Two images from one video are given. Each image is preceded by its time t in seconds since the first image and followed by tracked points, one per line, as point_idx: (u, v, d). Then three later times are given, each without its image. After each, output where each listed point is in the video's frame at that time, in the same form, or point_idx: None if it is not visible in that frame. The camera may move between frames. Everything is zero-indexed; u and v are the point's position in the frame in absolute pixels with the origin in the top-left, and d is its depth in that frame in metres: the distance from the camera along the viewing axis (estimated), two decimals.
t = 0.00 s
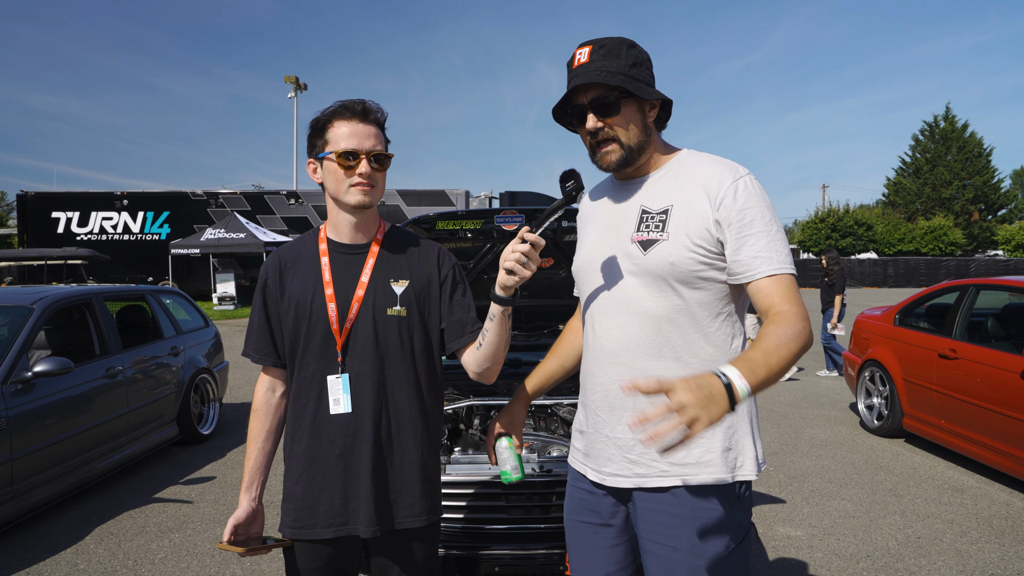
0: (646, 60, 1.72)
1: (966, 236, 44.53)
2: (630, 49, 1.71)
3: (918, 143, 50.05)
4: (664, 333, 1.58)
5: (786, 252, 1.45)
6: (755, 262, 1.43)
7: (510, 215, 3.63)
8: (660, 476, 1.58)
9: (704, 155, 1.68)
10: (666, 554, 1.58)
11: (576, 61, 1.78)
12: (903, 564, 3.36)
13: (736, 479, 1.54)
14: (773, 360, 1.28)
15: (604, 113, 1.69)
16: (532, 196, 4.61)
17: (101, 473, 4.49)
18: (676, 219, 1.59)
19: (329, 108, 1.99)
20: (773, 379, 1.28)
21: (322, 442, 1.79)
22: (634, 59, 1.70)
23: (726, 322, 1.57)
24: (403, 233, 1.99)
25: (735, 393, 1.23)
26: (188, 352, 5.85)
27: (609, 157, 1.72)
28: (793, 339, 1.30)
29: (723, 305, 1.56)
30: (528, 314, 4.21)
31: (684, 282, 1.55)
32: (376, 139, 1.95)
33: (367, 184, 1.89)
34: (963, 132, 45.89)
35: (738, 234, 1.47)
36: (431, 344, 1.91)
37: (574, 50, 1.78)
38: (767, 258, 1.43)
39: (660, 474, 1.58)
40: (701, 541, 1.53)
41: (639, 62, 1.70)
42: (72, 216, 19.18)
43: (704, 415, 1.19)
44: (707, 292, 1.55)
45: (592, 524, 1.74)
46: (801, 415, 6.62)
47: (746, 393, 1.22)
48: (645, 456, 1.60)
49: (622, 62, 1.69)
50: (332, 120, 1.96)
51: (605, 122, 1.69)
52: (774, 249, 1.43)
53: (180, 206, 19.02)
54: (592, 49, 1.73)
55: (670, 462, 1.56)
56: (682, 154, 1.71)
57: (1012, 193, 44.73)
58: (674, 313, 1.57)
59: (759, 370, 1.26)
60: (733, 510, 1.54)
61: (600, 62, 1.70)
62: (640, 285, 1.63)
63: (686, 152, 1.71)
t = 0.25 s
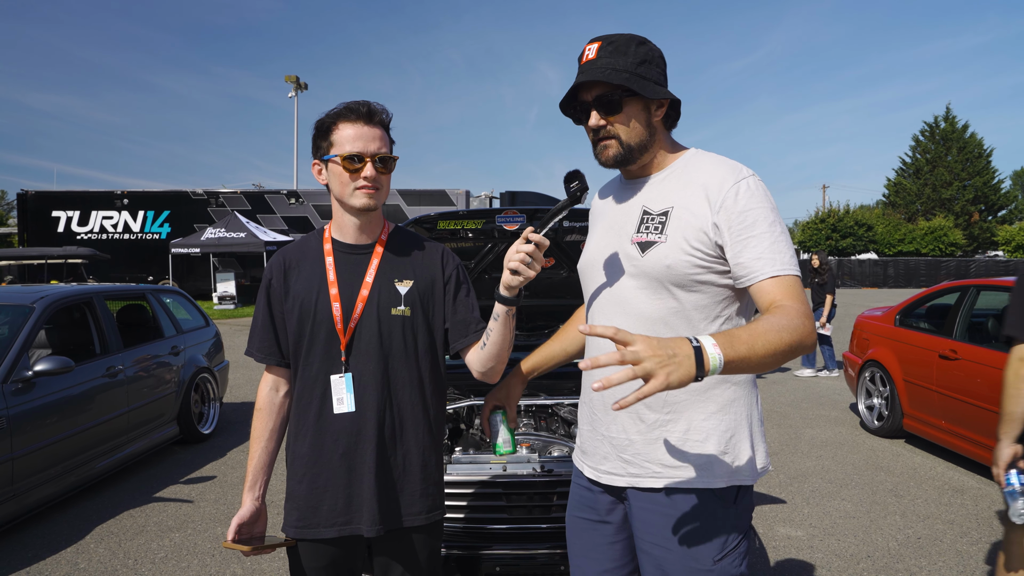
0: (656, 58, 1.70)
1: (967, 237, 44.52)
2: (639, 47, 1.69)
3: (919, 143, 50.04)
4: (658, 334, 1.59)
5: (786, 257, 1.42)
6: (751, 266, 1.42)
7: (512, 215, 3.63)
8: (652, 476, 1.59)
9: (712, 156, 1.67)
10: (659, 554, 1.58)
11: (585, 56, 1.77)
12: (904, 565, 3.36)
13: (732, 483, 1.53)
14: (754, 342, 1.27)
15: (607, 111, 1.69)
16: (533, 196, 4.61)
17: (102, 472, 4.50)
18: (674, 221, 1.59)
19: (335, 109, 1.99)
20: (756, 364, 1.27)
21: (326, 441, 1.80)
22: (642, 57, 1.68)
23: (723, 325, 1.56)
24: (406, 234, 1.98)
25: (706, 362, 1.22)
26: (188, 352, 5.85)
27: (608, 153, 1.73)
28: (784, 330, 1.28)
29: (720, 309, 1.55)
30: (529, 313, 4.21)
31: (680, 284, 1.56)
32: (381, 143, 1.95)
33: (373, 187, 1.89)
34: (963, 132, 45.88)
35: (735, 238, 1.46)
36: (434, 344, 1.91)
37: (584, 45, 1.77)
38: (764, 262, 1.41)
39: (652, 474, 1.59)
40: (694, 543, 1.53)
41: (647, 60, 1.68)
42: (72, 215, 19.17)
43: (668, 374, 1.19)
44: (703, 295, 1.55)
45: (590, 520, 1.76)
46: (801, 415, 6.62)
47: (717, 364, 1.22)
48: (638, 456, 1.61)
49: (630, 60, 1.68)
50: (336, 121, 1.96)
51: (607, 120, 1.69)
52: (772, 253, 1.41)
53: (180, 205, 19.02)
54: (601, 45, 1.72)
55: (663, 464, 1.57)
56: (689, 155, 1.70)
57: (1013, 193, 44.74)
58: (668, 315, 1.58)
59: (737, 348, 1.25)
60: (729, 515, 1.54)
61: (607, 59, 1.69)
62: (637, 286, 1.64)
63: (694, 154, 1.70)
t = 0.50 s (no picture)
0: (666, 59, 1.68)
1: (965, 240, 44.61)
2: (649, 48, 1.67)
3: (917, 146, 50.15)
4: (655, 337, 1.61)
5: (784, 263, 1.40)
6: (746, 272, 1.41)
7: (513, 217, 3.63)
8: (646, 478, 1.59)
9: (718, 158, 1.65)
10: (654, 556, 1.58)
11: (595, 56, 1.76)
12: (904, 568, 3.36)
13: (728, 489, 1.52)
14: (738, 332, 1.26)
15: (613, 114, 1.69)
16: (533, 198, 4.61)
17: (99, 475, 4.48)
18: (673, 225, 1.60)
19: (339, 111, 1.99)
20: (742, 358, 1.25)
21: (330, 444, 1.79)
22: (651, 58, 1.66)
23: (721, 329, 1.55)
24: (410, 235, 1.98)
25: (686, 344, 1.23)
26: (187, 354, 5.83)
27: (614, 156, 1.73)
28: (774, 331, 1.26)
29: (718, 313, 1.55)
30: (529, 315, 4.21)
31: (676, 289, 1.57)
32: (385, 145, 1.95)
33: (377, 190, 1.89)
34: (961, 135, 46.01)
35: (731, 244, 1.45)
36: (438, 346, 1.91)
37: (595, 45, 1.76)
38: (759, 268, 1.39)
39: (646, 476, 1.59)
40: (687, 546, 1.53)
41: (656, 62, 1.66)
42: (70, 216, 19.15)
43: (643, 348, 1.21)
44: (700, 299, 1.55)
45: (590, 520, 1.77)
46: (801, 418, 6.62)
47: (695, 348, 1.23)
48: (631, 458, 1.62)
49: (638, 62, 1.66)
50: (339, 124, 1.96)
51: (613, 123, 1.69)
52: (768, 259, 1.39)
53: (179, 207, 19.00)
54: (610, 46, 1.70)
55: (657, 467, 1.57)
56: (697, 157, 1.69)
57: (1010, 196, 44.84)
58: (665, 319, 1.59)
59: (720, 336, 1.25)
60: (722, 519, 1.53)
61: (616, 61, 1.68)
62: (635, 289, 1.66)
63: (701, 156, 1.69)
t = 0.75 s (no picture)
0: (661, 69, 1.61)
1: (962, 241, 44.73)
2: (644, 57, 1.62)
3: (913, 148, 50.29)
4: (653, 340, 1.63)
5: (777, 278, 1.39)
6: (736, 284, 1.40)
7: (513, 219, 3.64)
8: (640, 479, 1.60)
9: (727, 163, 1.63)
10: (648, 556, 1.60)
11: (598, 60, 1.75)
12: (904, 568, 3.37)
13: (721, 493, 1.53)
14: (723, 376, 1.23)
15: (604, 123, 1.70)
16: (533, 200, 4.62)
17: (99, 477, 4.47)
18: (674, 230, 1.60)
19: (338, 114, 1.99)
20: (730, 400, 1.24)
21: (333, 447, 1.79)
22: (643, 70, 1.62)
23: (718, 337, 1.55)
24: (409, 238, 1.98)
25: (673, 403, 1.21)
26: (186, 356, 5.83)
27: (607, 162, 1.76)
28: (755, 366, 1.24)
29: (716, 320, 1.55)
30: (529, 317, 4.21)
31: (673, 295, 1.58)
32: (387, 146, 1.96)
33: (377, 191, 1.89)
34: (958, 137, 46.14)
35: (726, 255, 1.44)
36: (439, 348, 1.91)
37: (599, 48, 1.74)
38: (752, 281, 1.38)
39: (640, 476, 1.60)
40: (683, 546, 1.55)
41: (648, 74, 1.62)
42: (68, 219, 19.11)
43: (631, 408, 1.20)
44: (697, 306, 1.56)
45: (589, 517, 1.78)
46: (800, 419, 6.63)
47: (683, 406, 1.20)
48: (627, 458, 1.63)
49: (630, 73, 1.63)
50: (342, 125, 1.96)
51: (603, 133, 1.72)
52: (760, 273, 1.38)
53: (177, 209, 18.98)
54: (608, 54, 1.68)
55: (650, 468, 1.58)
56: (707, 162, 1.67)
57: (1007, 198, 44.98)
58: (662, 323, 1.61)
59: (706, 385, 1.22)
60: (717, 522, 1.55)
61: (608, 71, 1.67)
62: (636, 291, 1.68)
63: (711, 161, 1.66)
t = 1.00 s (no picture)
0: (672, 64, 1.61)
1: (954, 236, 44.98)
2: (657, 48, 1.62)
3: (906, 144, 50.49)
4: (645, 339, 1.64)
5: (768, 288, 1.41)
6: (729, 292, 1.41)
7: (509, 215, 3.63)
8: (628, 475, 1.61)
9: (730, 166, 1.62)
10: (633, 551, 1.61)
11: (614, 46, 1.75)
12: (897, 562, 3.39)
13: (705, 493, 1.51)
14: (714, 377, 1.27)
15: (609, 110, 1.71)
16: (528, 197, 4.62)
17: (93, 476, 4.45)
18: (671, 231, 1.60)
19: (332, 110, 1.98)
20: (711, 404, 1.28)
21: (329, 445, 1.79)
22: (655, 61, 1.62)
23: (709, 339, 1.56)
24: (404, 235, 1.98)
25: (666, 399, 1.23)
26: (181, 354, 5.80)
27: (606, 149, 1.77)
28: (742, 375, 1.28)
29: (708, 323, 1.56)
30: (525, 314, 4.21)
31: (666, 295, 1.59)
32: (384, 142, 1.96)
33: (377, 187, 1.90)
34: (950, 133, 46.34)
35: (720, 260, 1.45)
36: (434, 345, 1.91)
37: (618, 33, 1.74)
38: (744, 290, 1.40)
39: (628, 473, 1.61)
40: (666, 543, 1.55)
41: (659, 66, 1.61)
42: (60, 216, 18.98)
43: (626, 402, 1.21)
44: (689, 307, 1.56)
45: (582, 511, 1.80)
46: (794, 414, 6.66)
47: (677, 403, 1.23)
48: (617, 453, 1.64)
49: (641, 62, 1.63)
50: (335, 122, 1.95)
51: (608, 119, 1.72)
52: (752, 283, 1.40)
53: (169, 206, 18.87)
54: (625, 41, 1.68)
55: (637, 464, 1.59)
56: (711, 161, 1.66)
57: (999, 194, 45.25)
58: (654, 322, 1.62)
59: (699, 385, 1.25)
60: (703, 522, 1.53)
61: (620, 58, 1.67)
62: (630, 288, 1.69)
63: (714, 161, 1.65)
